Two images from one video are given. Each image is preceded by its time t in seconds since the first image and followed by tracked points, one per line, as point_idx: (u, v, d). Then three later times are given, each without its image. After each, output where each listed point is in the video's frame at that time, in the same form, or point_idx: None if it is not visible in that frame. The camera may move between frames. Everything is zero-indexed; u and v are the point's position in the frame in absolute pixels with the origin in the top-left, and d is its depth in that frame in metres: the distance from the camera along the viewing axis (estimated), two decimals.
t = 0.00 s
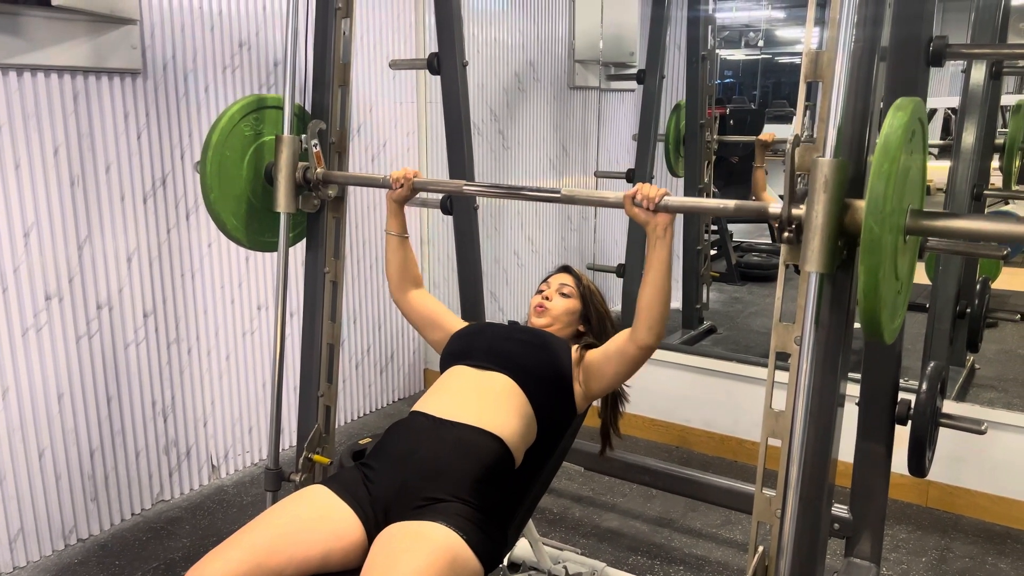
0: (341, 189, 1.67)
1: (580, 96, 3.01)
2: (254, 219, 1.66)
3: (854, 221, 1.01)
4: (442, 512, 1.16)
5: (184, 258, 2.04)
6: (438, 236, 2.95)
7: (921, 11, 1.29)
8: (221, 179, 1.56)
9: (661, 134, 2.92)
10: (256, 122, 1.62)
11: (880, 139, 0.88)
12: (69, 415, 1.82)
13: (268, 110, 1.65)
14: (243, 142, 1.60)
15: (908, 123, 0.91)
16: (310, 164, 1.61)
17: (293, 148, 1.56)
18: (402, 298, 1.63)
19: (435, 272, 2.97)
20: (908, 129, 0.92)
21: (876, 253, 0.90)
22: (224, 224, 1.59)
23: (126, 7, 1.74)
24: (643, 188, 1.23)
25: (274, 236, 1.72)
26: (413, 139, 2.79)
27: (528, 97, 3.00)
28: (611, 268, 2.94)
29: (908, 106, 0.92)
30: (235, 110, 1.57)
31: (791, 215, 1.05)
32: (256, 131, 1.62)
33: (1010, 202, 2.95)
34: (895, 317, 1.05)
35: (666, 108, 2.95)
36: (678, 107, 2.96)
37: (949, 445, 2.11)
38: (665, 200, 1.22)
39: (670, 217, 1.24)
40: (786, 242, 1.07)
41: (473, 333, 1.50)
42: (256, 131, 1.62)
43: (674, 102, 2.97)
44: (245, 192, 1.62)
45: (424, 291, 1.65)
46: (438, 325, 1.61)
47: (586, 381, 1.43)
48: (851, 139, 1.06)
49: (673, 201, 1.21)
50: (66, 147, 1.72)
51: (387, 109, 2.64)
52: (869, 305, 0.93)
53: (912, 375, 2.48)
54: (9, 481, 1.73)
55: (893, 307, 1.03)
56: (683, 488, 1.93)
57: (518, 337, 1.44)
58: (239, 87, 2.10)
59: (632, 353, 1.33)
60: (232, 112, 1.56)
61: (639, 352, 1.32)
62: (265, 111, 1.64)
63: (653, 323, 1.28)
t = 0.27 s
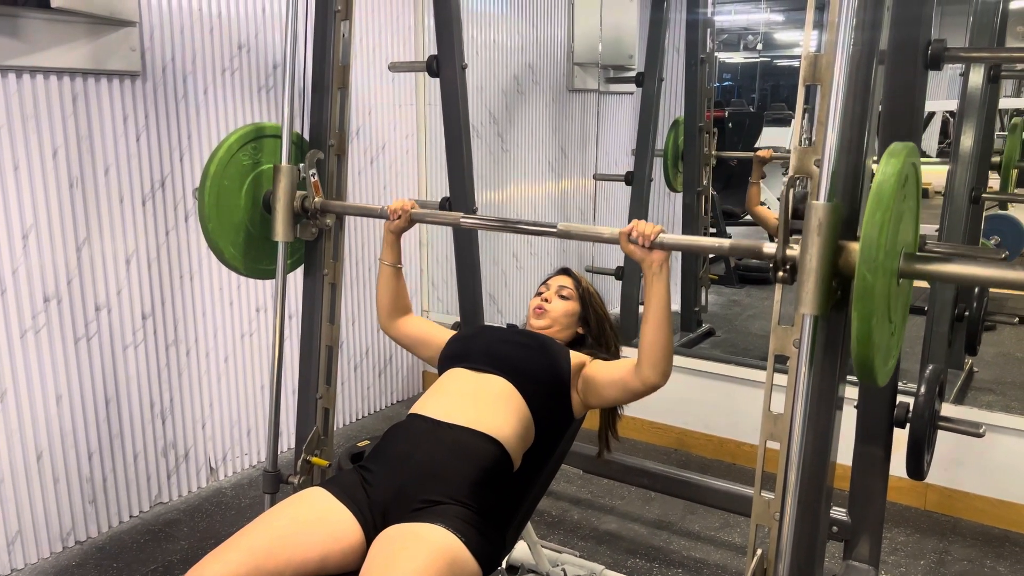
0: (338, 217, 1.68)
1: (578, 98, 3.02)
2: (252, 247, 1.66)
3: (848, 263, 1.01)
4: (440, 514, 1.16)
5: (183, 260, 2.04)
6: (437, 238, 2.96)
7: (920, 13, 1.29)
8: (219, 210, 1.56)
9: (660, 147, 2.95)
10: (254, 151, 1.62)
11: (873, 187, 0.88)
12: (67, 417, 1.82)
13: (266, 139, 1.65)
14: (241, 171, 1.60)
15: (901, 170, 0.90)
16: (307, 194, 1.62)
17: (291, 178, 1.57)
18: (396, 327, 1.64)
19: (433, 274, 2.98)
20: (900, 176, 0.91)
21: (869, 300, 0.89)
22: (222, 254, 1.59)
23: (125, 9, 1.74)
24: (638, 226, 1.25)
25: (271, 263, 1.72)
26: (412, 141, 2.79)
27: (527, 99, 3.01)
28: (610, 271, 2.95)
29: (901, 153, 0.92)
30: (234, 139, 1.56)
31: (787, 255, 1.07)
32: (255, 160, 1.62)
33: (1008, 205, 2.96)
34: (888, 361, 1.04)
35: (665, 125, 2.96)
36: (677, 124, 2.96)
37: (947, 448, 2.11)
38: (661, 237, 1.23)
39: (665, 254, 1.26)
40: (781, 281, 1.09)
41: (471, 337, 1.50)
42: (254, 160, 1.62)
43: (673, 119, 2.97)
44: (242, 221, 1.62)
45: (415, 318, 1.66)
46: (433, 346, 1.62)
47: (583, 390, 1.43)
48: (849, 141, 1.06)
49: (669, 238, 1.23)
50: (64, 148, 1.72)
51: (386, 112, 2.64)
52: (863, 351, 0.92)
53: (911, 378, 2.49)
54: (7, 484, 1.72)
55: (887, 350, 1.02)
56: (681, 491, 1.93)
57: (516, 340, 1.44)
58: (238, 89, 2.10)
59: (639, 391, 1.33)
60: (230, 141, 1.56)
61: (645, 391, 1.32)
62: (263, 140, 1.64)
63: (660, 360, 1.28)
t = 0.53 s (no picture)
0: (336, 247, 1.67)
1: (577, 102, 3.02)
2: (250, 278, 1.65)
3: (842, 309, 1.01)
4: (439, 518, 1.16)
5: (182, 262, 2.04)
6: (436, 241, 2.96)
7: (919, 17, 1.29)
8: (218, 241, 1.56)
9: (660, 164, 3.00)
10: (253, 182, 1.62)
11: (866, 239, 0.87)
12: (66, 420, 1.81)
13: (266, 170, 1.65)
14: (241, 202, 1.60)
15: (896, 220, 0.89)
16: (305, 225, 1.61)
17: (288, 211, 1.56)
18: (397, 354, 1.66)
19: (432, 276, 2.98)
20: (894, 225, 0.90)
21: (863, 351, 0.88)
22: (219, 284, 1.59)
23: (126, 12, 1.74)
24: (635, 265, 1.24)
25: (270, 292, 1.71)
26: (412, 144, 2.80)
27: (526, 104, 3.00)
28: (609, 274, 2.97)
29: (895, 201, 0.91)
30: (235, 169, 1.57)
31: (779, 300, 1.05)
32: (253, 192, 1.62)
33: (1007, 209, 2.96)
34: (883, 405, 1.03)
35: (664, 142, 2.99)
36: (676, 140, 2.98)
37: (946, 451, 2.11)
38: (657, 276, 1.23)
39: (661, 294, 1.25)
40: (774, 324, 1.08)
41: (470, 341, 1.50)
42: (253, 191, 1.62)
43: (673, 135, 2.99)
44: (241, 252, 1.62)
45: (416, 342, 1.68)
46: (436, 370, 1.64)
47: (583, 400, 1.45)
48: (852, 143, 1.04)
49: (664, 279, 1.22)
50: (64, 150, 1.72)
51: (386, 115, 2.64)
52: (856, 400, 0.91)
53: (910, 381, 2.48)
54: (5, 487, 1.72)
55: (882, 395, 1.00)
56: (680, 495, 1.93)
57: (516, 344, 1.45)
58: (237, 91, 2.10)
59: (641, 422, 1.34)
60: (230, 172, 1.56)
61: (646, 422, 1.34)
62: (262, 171, 1.64)
63: (663, 398, 1.30)
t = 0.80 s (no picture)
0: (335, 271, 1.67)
1: (577, 105, 3.03)
2: (249, 301, 1.65)
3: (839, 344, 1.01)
4: (439, 522, 1.16)
5: (182, 266, 2.04)
6: (436, 244, 2.96)
7: (919, 21, 1.29)
8: (218, 266, 1.56)
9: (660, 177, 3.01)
10: (253, 207, 1.62)
11: (862, 278, 0.86)
12: (65, 422, 1.81)
13: (265, 194, 1.64)
14: (240, 226, 1.59)
15: (891, 258, 0.89)
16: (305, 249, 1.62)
17: (288, 235, 1.57)
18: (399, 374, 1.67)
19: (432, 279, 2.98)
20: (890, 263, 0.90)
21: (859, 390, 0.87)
22: (219, 309, 1.58)
23: (127, 15, 1.74)
24: (632, 295, 1.22)
25: (268, 315, 1.71)
26: (412, 148, 2.80)
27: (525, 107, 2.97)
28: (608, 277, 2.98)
29: (890, 238, 0.91)
30: (234, 194, 1.56)
31: (776, 332, 1.04)
32: (252, 216, 1.62)
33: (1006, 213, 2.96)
34: (878, 438, 1.02)
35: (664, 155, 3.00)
36: (675, 154, 3.01)
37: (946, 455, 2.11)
38: (654, 307, 1.21)
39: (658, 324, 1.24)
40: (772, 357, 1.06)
41: (471, 345, 1.50)
42: (252, 216, 1.61)
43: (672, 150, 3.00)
44: (240, 276, 1.61)
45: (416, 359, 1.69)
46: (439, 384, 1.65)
47: (584, 409, 1.46)
48: (852, 146, 1.03)
49: (662, 309, 1.21)
50: (64, 153, 1.72)
51: (386, 118, 2.65)
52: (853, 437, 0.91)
53: (909, 385, 2.48)
54: (4, 490, 1.72)
55: (878, 429, 1.00)
56: (679, 498, 1.92)
57: (517, 348, 1.45)
58: (237, 94, 2.10)
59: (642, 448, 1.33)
60: (230, 197, 1.56)
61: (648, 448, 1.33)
62: (261, 196, 1.63)
63: (667, 426, 1.29)
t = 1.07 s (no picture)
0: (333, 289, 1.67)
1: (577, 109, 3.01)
2: (247, 319, 1.64)
3: (837, 370, 0.99)
4: (440, 525, 1.16)
5: (181, 269, 2.04)
6: (435, 247, 2.96)
7: (919, 25, 1.29)
8: (216, 284, 1.56)
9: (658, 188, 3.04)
10: (252, 225, 1.62)
11: (858, 307, 0.86)
12: (64, 425, 1.81)
13: (264, 213, 1.64)
14: (238, 244, 1.59)
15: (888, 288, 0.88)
16: (303, 267, 1.63)
17: (287, 254, 1.58)
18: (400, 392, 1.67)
19: (431, 282, 2.98)
20: (887, 291, 0.90)
21: (856, 419, 0.86)
22: (217, 327, 1.58)
23: (126, 18, 1.74)
24: (630, 318, 1.23)
25: (267, 333, 1.71)
26: (411, 151, 2.80)
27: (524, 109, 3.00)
28: (608, 280, 2.98)
29: (887, 265, 0.90)
30: (233, 213, 1.57)
31: (773, 358, 1.05)
32: (252, 234, 1.62)
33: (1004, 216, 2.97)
34: (875, 466, 1.01)
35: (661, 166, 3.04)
36: (673, 164, 3.03)
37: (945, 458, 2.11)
38: (651, 331, 1.22)
39: (655, 349, 1.24)
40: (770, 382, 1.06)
41: (473, 347, 1.50)
42: (251, 234, 1.61)
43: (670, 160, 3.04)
44: (239, 295, 1.61)
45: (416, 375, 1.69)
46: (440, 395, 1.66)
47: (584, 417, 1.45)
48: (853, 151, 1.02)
49: (659, 333, 1.22)
50: (64, 156, 1.72)
51: (385, 120, 2.65)
52: (849, 466, 0.90)
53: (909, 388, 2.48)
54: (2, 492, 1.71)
55: (875, 456, 0.99)
56: (678, 502, 1.92)
57: (519, 352, 1.44)
58: (236, 96, 2.10)
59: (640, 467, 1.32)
60: (229, 215, 1.56)
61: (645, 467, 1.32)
62: (261, 214, 1.63)
63: (665, 445, 1.27)
